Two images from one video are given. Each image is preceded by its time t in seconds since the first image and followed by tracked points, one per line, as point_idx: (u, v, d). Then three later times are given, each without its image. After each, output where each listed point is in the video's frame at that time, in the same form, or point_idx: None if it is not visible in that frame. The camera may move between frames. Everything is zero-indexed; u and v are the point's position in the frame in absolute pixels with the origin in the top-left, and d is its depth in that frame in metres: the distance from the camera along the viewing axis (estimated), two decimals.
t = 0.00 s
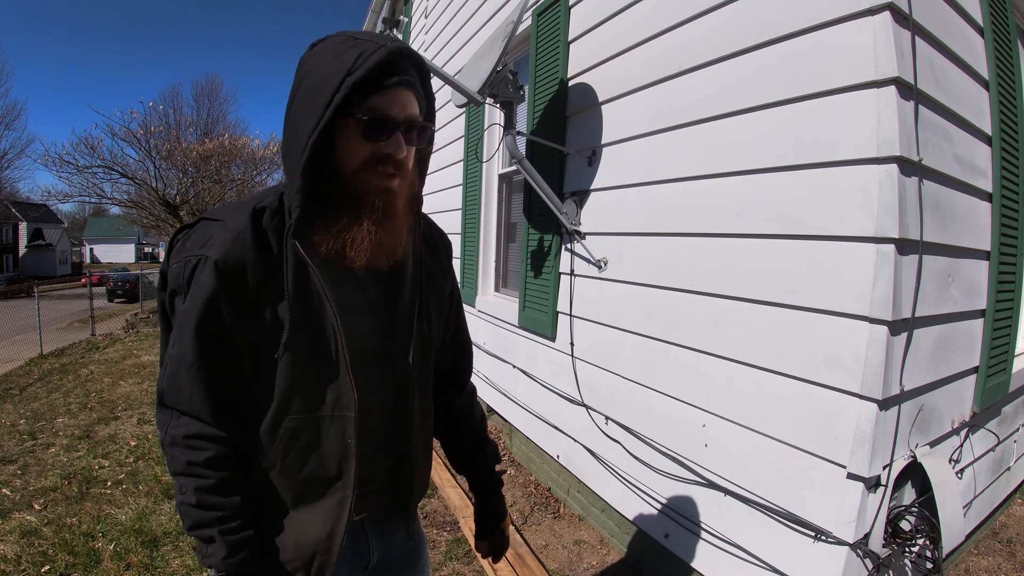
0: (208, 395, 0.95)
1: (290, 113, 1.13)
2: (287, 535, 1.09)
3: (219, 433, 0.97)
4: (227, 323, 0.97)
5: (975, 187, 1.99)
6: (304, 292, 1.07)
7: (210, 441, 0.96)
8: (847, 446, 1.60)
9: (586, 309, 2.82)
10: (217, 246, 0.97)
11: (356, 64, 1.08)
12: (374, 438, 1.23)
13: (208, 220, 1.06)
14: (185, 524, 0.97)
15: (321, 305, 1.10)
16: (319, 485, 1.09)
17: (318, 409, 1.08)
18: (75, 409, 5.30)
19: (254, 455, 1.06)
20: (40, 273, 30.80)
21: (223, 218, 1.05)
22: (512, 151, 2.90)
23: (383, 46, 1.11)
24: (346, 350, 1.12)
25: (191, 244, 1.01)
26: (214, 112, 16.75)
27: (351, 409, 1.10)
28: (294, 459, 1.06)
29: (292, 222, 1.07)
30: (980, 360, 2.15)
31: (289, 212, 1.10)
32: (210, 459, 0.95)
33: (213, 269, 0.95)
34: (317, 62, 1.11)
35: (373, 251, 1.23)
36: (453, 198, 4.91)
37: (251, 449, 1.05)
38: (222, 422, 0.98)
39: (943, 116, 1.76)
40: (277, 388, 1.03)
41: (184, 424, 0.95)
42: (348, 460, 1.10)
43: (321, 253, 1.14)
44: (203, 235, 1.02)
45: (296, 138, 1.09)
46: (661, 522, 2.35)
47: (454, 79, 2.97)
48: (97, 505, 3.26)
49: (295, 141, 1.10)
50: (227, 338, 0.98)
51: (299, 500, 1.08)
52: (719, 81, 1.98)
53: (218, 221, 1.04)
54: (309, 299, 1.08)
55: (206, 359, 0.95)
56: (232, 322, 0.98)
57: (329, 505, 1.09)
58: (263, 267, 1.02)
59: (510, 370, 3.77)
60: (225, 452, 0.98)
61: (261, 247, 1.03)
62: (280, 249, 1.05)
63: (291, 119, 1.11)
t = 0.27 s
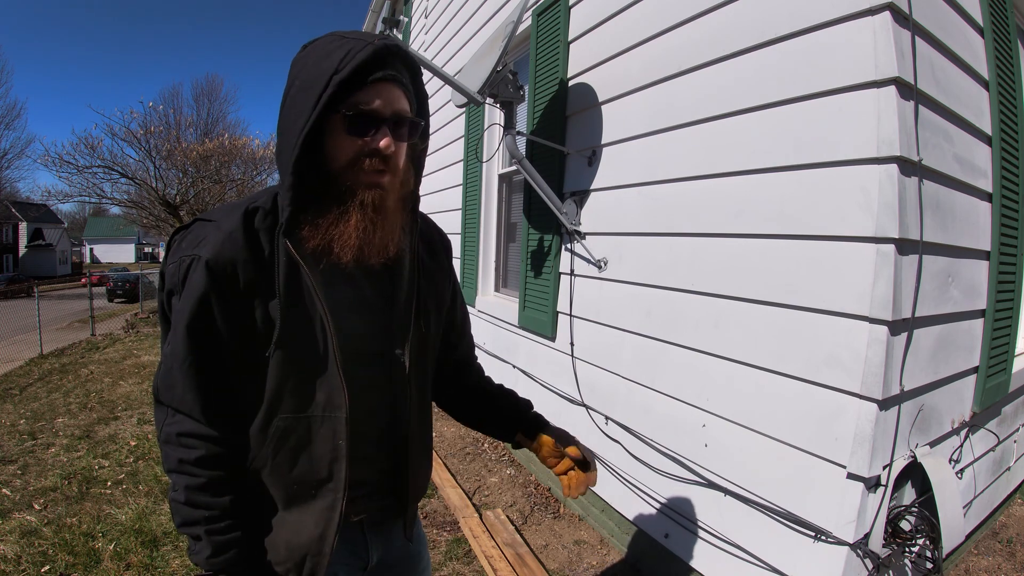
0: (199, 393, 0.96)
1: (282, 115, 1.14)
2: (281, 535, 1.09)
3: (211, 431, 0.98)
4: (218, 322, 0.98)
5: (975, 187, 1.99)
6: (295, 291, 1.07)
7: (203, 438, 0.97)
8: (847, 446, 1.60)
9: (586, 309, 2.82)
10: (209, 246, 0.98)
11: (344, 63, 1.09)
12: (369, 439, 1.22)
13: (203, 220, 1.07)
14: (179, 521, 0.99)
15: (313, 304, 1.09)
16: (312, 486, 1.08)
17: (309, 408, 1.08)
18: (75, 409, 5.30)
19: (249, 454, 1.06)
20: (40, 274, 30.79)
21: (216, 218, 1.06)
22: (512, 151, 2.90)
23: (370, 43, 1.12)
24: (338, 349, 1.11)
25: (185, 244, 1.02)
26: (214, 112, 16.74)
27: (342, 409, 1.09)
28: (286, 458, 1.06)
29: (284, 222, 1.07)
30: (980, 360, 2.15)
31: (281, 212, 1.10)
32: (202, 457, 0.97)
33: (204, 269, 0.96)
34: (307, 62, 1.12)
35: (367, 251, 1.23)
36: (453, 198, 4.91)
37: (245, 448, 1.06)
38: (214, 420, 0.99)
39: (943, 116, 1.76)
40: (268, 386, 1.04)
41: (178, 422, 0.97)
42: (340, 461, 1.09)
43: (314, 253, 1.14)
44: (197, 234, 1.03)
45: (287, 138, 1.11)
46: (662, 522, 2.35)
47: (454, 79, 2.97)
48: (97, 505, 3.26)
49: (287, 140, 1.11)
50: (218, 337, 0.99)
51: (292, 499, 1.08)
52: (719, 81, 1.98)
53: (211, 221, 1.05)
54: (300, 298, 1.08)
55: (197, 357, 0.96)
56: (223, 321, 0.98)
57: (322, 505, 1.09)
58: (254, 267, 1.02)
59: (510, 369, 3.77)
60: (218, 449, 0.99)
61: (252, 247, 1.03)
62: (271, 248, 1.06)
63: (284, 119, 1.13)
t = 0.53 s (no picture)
0: (203, 389, 0.96)
1: (289, 115, 1.15)
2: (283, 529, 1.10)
3: (216, 427, 0.98)
4: (223, 318, 0.98)
5: (975, 187, 1.99)
6: (299, 289, 1.07)
7: (207, 434, 0.97)
8: (847, 446, 1.61)
9: (586, 309, 2.82)
10: (214, 244, 0.98)
11: (352, 65, 1.10)
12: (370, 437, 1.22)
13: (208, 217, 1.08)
14: (183, 514, 0.99)
15: (317, 302, 1.09)
16: (314, 483, 1.08)
17: (312, 406, 1.08)
18: (75, 409, 5.30)
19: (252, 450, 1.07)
20: (39, 274, 30.78)
21: (222, 216, 1.06)
22: (512, 151, 2.90)
23: (378, 45, 1.12)
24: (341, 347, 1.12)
25: (190, 241, 1.03)
26: (214, 112, 16.74)
27: (345, 407, 1.09)
28: (288, 455, 1.06)
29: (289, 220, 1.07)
30: (980, 360, 2.15)
31: (286, 211, 1.10)
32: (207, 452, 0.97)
33: (209, 266, 0.96)
34: (316, 64, 1.13)
35: (370, 252, 1.23)
36: (453, 198, 4.91)
37: (248, 444, 1.06)
38: (219, 416, 0.99)
39: (943, 116, 1.76)
40: (272, 384, 1.04)
41: (182, 417, 0.97)
42: (342, 458, 1.09)
43: (317, 251, 1.14)
44: (202, 231, 1.03)
45: (294, 138, 1.11)
46: (661, 522, 2.35)
47: (454, 79, 2.97)
48: (97, 505, 3.26)
49: (293, 140, 1.11)
50: (223, 333, 0.99)
51: (293, 496, 1.08)
52: (718, 80, 1.99)
53: (217, 219, 1.05)
54: (304, 296, 1.08)
55: (202, 354, 0.96)
56: (228, 318, 0.99)
57: (322, 502, 1.09)
58: (258, 264, 1.02)
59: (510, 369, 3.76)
60: (222, 445, 0.99)
61: (257, 245, 1.03)
62: (276, 246, 1.06)
63: (291, 119, 1.13)
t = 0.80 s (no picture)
0: (208, 389, 0.96)
1: (296, 114, 1.14)
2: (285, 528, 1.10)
3: (220, 426, 0.98)
4: (228, 318, 0.98)
5: (975, 187, 2.00)
6: (302, 290, 1.07)
7: (210, 434, 0.97)
8: (847, 446, 1.61)
9: (586, 309, 2.82)
10: (220, 244, 0.98)
11: (360, 66, 1.10)
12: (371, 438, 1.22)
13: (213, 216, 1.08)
14: (185, 514, 0.99)
15: (321, 303, 1.09)
16: (316, 483, 1.08)
17: (315, 407, 1.08)
18: (75, 409, 5.30)
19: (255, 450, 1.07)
20: (40, 274, 30.85)
21: (227, 215, 1.06)
22: (512, 151, 2.90)
23: (386, 46, 1.12)
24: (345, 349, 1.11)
25: (196, 240, 1.02)
26: (214, 112, 16.74)
27: (348, 408, 1.09)
28: (290, 455, 1.06)
29: (294, 221, 1.07)
30: (980, 360, 2.15)
31: (291, 211, 1.10)
32: (211, 452, 0.97)
33: (214, 266, 0.96)
34: (323, 64, 1.13)
35: (376, 253, 1.23)
36: (453, 198, 4.91)
37: (251, 444, 1.06)
38: (223, 416, 0.99)
39: (943, 116, 1.76)
40: (276, 385, 1.04)
41: (185, 416, 0.96)
42: (344, 459, 1.09)
43: (322, 252, 1.15)
44: (208, 231, 1.03)
45: (301, 138, 1.11)
46: (662, 522, 2.35)
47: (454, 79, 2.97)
48: (97, 505, 3.26)
49: (300, 140, 1.11)
50: (227, 333, 0.99)
51: (294, 495, 1.08)
52: (718, 81, 1.99)
53: (223, 217, 1.05)
54: (309, 297, 1.08)
55: (206, 354, 0.96)
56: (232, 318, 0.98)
57: (323, 502, 1.08)
58: (263, 265, 1.02)
59: (510, 369, 3.76)
60: (226, 444, 0.99)
61: (262, 245, 1.03)
62: (281, 247, 1.06)
63: (297, 119, 1.13)
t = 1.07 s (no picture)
0: (207, 388, 0.95)
1: (294, 113, 1.14)
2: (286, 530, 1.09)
3: (220, 428, 0.97)
4: (226, 319, 0.97)
5: (975, 187, 1.99)
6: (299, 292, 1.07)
7: (210, 435, 0.96)
8: (847, 446, 1.60)
9: (586, 309, 2.82)
10: (218, 244, 0.97)
11: (355, 61, 1.10)
12: (372, 437, 1.23)
13: (211, 216, 1.07)
14: (185, 517, 0.97)
15: (319, 303, 1.10)
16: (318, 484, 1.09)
17: (315, 406, 1.08)
18: (75, 409, 5.31)
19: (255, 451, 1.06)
20: (40, 274, 30.86)
21: (224, 215, 1.05)
22: (512, 151, 2.90)
23: (382, 43, 1.12)
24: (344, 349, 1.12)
25: (193, 240, 1.01)
26: (214, 112, 16.74)
27: (348, 408, 1.10)
28: (291, 456, 1.06)
29: (293, 221, 1.07)
30: (980, 360, 2.15)
31: (289, 212, 1.10)
32: (210, 453, 0.96)
33: (213, 265, 0.95)
34: (320, 62, 1.13)
35: (374, 250, 1.24)
36: (453, 198, 4.91)
37: (250, 445, 1.05)
38: (223, 417, 0.98)
39: (943, 116, 1.76)
40: (275, 385, 1.04)
41: (184, 418, 0.95)
42: (345, 458, 1.09)
43: (320, 251, 1.15)
44: (204, 233, 1.02)
45: (297, 137, 1.11)
46: (661, 522, 2.35)
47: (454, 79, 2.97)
48: (97, 505, 3.26)
49: (297, 138, 1.11)
50: (226, 332, 0.98)
51: (295, 496, 1.08)
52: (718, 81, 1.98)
53: (221, 216, 1.05)
54: (308, 297, 1.08)
55: (206, 354, 0.95)
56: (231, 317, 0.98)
57: (324, 503, 1.09)
58: (261, 264, 1.02)
59: (510, 370, 3.76)
60: (226, 445, 0.98)
61: (260, 245, 1.02)
62: (280, 246, 1.06)
63: (294, 118, 1.13)
